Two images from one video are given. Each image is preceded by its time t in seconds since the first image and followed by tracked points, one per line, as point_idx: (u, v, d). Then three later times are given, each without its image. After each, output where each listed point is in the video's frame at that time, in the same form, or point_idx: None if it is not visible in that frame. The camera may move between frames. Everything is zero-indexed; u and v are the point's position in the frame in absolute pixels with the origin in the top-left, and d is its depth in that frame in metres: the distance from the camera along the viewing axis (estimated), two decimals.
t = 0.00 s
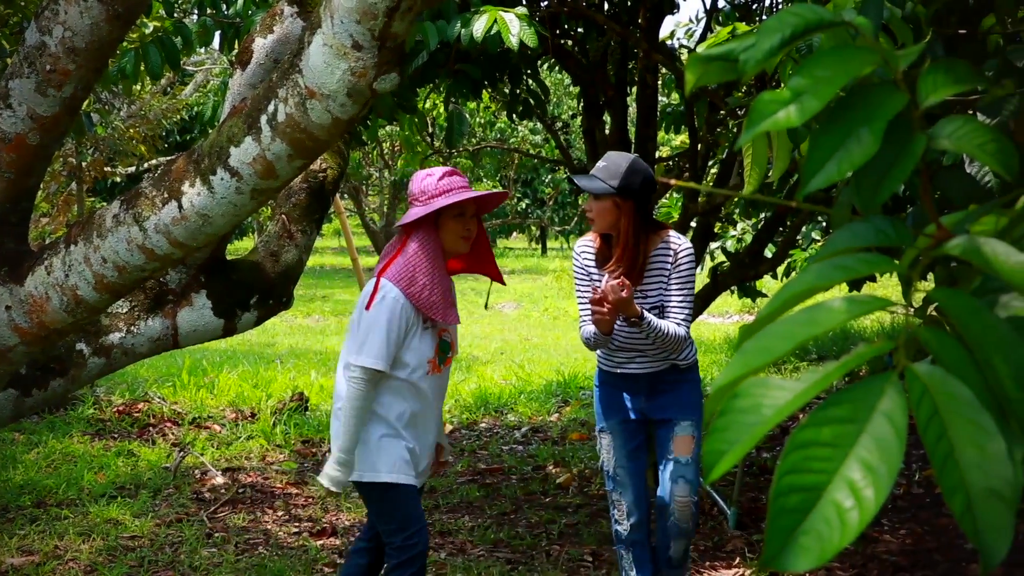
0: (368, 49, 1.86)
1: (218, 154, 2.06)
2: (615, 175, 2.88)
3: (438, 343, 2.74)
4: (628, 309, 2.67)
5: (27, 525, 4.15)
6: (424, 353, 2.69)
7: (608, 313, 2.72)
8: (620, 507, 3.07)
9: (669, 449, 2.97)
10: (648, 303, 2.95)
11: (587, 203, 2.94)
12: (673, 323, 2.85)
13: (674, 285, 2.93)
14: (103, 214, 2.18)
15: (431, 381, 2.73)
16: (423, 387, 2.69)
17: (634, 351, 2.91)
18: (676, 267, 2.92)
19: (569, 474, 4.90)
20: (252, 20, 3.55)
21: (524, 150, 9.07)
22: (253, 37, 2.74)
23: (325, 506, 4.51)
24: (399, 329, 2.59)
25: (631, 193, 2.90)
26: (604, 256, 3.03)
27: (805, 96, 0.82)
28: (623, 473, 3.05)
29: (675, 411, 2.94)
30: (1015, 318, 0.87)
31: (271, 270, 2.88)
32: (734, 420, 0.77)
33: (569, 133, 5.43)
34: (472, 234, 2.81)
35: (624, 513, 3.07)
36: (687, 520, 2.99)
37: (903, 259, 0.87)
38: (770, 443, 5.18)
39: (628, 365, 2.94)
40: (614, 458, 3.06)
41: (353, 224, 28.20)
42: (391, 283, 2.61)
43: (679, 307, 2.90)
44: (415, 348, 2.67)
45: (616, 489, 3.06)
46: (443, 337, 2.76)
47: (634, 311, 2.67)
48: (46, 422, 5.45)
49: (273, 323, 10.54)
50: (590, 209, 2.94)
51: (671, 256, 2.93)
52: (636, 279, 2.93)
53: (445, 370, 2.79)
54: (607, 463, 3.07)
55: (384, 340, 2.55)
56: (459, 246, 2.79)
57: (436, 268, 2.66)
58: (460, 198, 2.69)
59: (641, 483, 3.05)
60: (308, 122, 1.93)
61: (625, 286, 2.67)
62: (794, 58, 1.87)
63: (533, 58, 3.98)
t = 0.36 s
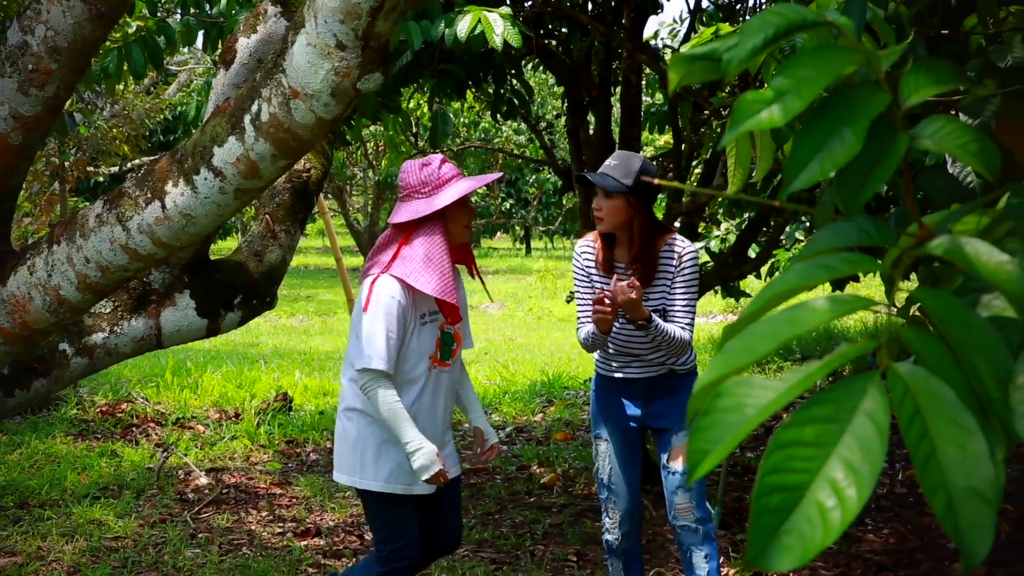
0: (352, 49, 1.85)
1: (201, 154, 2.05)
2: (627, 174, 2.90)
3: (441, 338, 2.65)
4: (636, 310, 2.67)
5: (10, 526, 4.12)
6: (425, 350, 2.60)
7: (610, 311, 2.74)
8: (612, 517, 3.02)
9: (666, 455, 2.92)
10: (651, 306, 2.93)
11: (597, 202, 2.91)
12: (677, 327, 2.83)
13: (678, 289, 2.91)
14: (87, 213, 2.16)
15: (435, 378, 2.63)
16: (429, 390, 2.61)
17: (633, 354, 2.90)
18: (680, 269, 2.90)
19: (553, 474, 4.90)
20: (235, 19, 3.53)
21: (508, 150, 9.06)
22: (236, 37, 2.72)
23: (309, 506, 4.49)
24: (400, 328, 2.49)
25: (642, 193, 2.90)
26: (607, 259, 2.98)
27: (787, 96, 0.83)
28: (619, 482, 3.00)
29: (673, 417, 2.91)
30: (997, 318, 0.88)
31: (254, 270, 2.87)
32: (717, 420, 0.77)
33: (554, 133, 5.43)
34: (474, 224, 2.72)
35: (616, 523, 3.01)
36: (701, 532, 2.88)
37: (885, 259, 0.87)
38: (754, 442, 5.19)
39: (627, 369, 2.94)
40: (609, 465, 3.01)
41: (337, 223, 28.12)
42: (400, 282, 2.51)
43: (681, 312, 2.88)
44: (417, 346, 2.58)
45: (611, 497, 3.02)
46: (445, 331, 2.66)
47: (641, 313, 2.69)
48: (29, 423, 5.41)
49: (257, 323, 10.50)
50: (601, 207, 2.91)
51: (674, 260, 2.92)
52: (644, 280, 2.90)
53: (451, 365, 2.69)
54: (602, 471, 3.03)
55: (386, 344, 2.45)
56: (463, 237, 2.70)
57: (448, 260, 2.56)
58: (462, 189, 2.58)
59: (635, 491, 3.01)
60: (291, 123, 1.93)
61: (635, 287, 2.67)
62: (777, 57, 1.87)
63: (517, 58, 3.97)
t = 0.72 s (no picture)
0: (340, 50, 1.84)
1: (189, 154, 2.04)
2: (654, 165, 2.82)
3: (441, 337, 2.61)
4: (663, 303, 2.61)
5: None
6: (424, 349, 2.57)
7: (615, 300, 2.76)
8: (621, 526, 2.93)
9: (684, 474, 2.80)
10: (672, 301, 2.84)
11: (627, 193, 2.77)
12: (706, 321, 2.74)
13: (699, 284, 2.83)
14: (75, 213, 2.15)
15: (437, 379, 2.59)
16: (427, 395, 2.57)
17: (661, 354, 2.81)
18: (700, 262, 2.82)
19: (542, 474, 4.89)
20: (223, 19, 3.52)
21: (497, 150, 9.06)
22: (225, 37, 2.72)
23: (298, 507, 4.48)
24: (391, 329, 2.48)
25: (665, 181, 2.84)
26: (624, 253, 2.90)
27: (776, 98, 0.83)
28: (634, 492, 2.90)
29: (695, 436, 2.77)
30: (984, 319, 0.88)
31: (243, 270, 2.86)
32: (707, 421, 0.77)
33: (543, 134, 5.43)
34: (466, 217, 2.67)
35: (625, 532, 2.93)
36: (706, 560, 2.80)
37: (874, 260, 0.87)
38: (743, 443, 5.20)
39: (651, 371, 2.83)
40: (626, 474, 2.90)
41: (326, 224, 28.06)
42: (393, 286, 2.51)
43: (709, 304, 2.78)
44: (413, 345, 2.55)
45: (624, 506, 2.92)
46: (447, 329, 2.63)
47: (669, 305, 2.61)
48: (16, 424, 5.38)
49: (245, 324, 10.47)
50: (634, 199, 2.78)
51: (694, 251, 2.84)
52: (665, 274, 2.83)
53: (459, 365, 2.65)
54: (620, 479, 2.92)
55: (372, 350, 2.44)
56: (457, 233, 2.64)
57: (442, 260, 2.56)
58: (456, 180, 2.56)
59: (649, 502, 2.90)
60: (280, 123, 1.92)
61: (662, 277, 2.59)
62: (765, 60, 1.88)
63: (505, 59, 3.97)
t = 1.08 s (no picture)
0: (334, 53, 1.84)
1: (183, 157, 2.04)
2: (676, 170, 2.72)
3: (450, 348, 2.55)
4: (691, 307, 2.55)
5: None
6: (426, 355, 2.51)
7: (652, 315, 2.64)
8: (659, 527, 2.70)
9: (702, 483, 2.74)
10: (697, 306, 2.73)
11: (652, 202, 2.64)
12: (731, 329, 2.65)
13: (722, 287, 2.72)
14: (68, 217, 2.14)
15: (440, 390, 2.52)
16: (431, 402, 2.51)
17: (685, 363, 2.74)
18: (723, 265, 2.72)
19: (536, 478, 4.88)
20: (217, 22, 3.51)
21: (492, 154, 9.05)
22: (219, 41, 2.71)
23: (292, 511, 4.47)
24: (388, 333, 2.46)
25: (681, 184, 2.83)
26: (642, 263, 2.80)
27: (769, 99, 0.82)
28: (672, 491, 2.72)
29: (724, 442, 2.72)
30: (977, 321, 0.88)
31: (237, 274, 2.86)
32: (699, 422, 0.77)
33: (537, 137, 5.43)
34: (477, 225, 2.59)
35: (663, 533, 2.71)
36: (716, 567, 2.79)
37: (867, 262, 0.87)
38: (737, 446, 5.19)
39: (676, 378, 2.76)
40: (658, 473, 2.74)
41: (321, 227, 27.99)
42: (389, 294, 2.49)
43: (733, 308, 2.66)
44: (414, 351, 2.50)
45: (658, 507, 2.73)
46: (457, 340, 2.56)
47: (695, 309, 2.56)
48: (10, 428, 5.36)
49: (239, 327, 10.44)
50: (658, 206, 2.65)
51: (717, 254, 2.73)
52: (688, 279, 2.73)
53: (468, 378, 2.56)
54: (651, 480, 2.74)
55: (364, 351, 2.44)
56: (462, 240, 2.57)
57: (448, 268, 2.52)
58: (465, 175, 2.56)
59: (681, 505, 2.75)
60: (274, 126, 1.92)
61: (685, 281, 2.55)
62: (759, 63, 1.88)
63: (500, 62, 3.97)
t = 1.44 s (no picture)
0: (330, 57, 1.85)
1: (179, 162, 2.04)
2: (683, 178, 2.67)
3: (463, 343, 2.44)
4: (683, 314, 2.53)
5: None
6: (436, 350, 2.42)
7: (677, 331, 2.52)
8: (664, 551, 2.68)
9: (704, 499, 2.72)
10: (705, 316, 2.71)
11: (665, 210, 2.59)
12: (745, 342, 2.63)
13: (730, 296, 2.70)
14: (63, 221, 2.14)
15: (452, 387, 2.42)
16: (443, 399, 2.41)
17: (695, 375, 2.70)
18: (732, 274, 2.69)
19: (532, 480, 4.88)
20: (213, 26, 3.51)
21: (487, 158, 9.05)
22: (214, 45, 2.71)
23: (288, 514, 4.46)
24: (398, 325, 2.39)
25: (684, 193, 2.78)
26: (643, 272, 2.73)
27: (763, 103, 0.83)
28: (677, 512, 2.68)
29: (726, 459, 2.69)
30: (970, 323, 0.89)
31: (233, 277, 2.85)
32: (693, 424, 0.77)
33: (532, 141, 5.44)
34: (496, 231, 2.47)
35: (667, 558, 2.68)
36: None
37: (859, 264, 0.88)
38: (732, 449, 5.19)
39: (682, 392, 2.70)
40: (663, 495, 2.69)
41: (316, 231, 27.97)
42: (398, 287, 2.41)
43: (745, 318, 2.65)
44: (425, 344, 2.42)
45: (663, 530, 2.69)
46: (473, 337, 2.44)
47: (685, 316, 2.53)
48: (5, 432, 5.35)
49: (235, 330, 10.43)
50: (669, 215, 2.59)
51: (726, 262, 2.71)
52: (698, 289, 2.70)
53: (483, 377, 2.44)
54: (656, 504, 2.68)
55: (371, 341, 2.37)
56: (478, 242, 2.46)
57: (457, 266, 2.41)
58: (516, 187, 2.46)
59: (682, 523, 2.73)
60: (270, 131, 1.92)
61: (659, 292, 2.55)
62: (752, 67, 1.89)
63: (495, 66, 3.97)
